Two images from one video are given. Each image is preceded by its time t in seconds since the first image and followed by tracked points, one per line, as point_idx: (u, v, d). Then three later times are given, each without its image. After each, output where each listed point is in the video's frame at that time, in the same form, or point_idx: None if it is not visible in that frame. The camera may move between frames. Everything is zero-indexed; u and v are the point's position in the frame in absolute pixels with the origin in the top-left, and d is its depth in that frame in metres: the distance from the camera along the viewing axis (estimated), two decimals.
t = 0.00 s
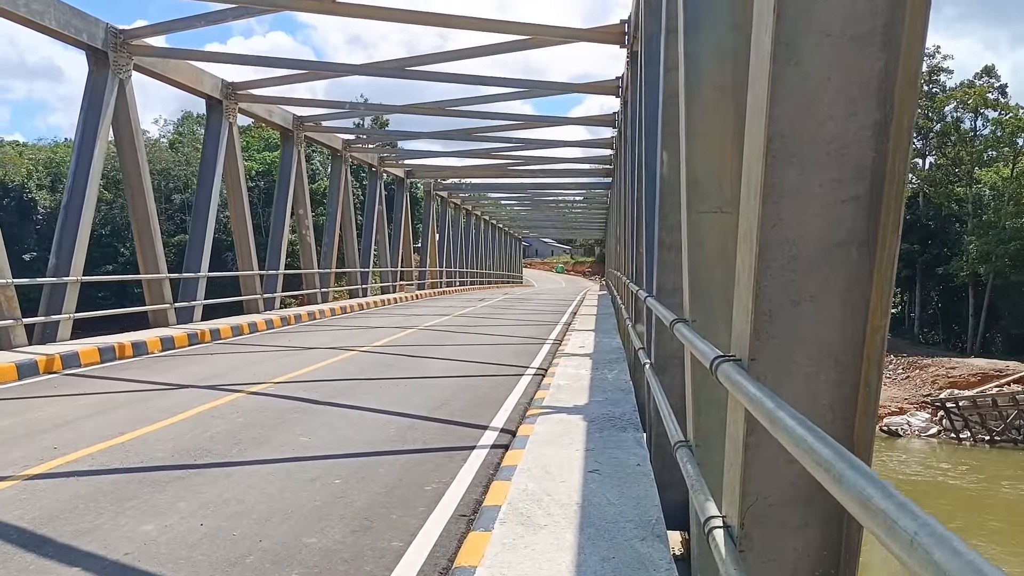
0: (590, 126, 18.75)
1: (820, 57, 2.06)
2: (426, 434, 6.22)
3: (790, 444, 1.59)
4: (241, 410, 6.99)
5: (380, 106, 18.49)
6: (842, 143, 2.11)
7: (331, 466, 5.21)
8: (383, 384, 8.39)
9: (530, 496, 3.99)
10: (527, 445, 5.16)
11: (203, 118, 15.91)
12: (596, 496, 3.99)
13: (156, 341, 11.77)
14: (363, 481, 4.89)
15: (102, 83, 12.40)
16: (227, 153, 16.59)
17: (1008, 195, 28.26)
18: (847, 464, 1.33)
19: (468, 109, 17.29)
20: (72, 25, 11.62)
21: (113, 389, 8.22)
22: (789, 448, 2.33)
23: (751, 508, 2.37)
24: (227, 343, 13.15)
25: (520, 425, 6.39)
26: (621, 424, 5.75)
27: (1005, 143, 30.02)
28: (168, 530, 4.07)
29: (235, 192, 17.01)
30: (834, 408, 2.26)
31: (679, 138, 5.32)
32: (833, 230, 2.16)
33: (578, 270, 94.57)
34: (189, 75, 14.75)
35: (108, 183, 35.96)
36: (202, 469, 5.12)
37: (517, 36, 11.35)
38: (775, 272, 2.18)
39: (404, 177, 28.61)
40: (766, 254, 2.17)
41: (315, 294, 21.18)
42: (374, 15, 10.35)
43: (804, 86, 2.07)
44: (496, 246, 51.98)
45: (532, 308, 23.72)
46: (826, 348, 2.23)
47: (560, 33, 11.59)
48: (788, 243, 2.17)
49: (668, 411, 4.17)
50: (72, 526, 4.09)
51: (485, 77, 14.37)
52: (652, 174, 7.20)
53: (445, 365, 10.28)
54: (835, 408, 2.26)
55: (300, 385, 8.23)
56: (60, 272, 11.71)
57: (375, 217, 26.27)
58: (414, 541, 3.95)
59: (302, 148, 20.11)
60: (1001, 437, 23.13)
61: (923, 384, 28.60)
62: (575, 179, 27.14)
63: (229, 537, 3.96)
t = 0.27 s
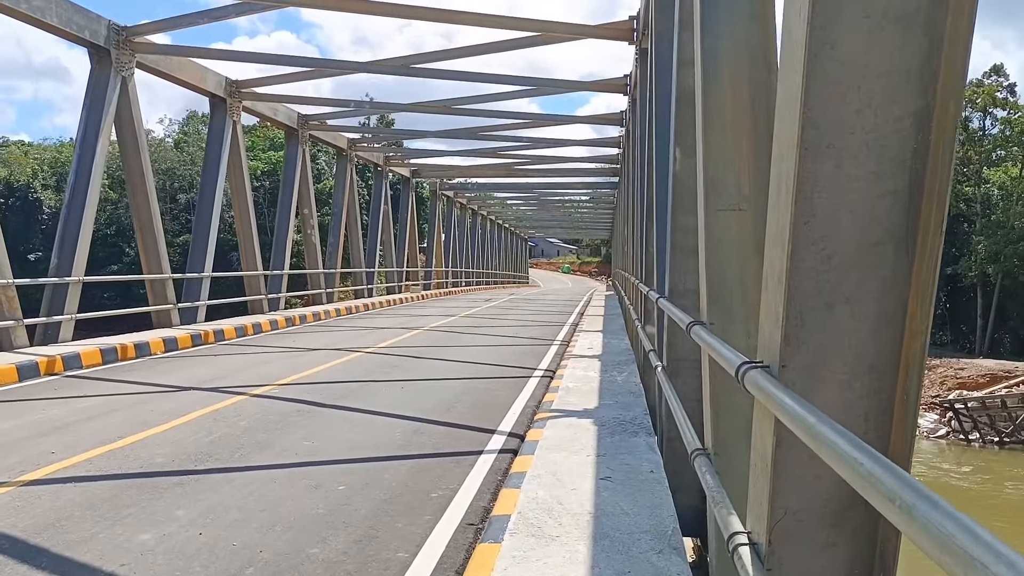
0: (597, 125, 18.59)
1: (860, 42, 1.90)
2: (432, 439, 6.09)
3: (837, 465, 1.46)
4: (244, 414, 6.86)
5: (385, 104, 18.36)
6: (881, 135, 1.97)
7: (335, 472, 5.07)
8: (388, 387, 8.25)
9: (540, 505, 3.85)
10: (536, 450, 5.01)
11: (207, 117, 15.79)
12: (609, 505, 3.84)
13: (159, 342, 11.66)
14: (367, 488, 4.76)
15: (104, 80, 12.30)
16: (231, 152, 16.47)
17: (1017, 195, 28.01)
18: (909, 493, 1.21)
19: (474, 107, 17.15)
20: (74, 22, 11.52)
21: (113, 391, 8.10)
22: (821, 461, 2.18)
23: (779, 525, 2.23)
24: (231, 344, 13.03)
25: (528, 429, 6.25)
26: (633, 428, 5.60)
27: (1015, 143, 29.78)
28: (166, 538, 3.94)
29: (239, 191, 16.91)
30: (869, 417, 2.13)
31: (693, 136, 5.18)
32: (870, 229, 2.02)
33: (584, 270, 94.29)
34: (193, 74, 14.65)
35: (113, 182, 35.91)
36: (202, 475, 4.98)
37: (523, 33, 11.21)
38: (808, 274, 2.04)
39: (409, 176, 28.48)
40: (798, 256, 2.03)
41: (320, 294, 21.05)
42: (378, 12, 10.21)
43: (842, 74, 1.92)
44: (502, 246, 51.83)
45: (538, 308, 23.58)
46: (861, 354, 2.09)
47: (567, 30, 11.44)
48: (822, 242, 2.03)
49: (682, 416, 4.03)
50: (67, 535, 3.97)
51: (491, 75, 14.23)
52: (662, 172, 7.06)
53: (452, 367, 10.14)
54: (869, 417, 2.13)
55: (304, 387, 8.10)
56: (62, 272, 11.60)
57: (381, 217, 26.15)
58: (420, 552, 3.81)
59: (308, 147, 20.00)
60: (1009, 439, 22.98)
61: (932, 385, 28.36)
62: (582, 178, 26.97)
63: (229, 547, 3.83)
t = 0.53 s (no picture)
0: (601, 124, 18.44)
1: (893, 34, 1.76)
2: (436, 445, 5.95)
3: (875, 496, 1.30)
4: (243, 419, 6.73)
5: (388, 103, 18.24)
6: (917, 133, 1.82)
7: (336, 481, 4.94)
8: (391, 390, 8.12)
9: (548, 517, 3.72)
10: (542, 458, 4.88)
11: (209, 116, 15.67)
12: (619, 517, 3.70)
13: (159, 344, 11.54)
14: (368, 498, 4.63)
15: (104, 79, 12.19)
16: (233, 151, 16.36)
17: None
18: (964, 535, 1.05)
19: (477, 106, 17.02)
20: (73, 20, 11.41)
21: (111, 395, 7.99)
22: (852, 481, 2.02)
23: (803, 547, 2.08)
24: (232, 345, 12.92)
25: (534, 434, 6.11)
26: (642, 434, 5.46)
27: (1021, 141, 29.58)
28: (160, 552, 3.81)
29: (241, 191, 16.81)
30: (901, 435, 1.98)
31: (704, 134, 5.06)
32: (903, 235, 1.87)
33: (588, 269, 94.00)
34: (194, 73, 14.54)
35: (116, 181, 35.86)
36: (199, 484, 4.86)
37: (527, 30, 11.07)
38: (837, 283, 1.89)
39: (412, 176, 28.36)
40: (825, 263, 1.88)
41: (322, 294, 20.91)
42: (380, 9, 10.07)
43: (876, 68, 1.77)
44: (506, 245, 51.72)
45: (542, 308, 23.45)
46: (893, 368, 1.94)
47: (573, 28, 11.30)
48: (851, 249, 1.88)
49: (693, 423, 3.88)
50: (57, 549, 3.84)
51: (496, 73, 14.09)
52: (671, 171, 6.93)
53: (455, 369, 10.01)
54: (901, 435, 1.98)
55: (305, 391, 7.97)
56: (60, 273, 11.50)
57: (384, 216, 26.05)
58: (424, 567, 3.67)
59: (310, 146, 19.88)
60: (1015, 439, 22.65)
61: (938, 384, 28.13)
62: (586, 177, 26.82)
63: (225, 561, 3.70)
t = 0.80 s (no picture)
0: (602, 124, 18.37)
1: (915, 26, 1.69)
2: (436, 448, 5.88)
3: (903, 511, 1.22)
4: (241, 421, 6.66)
5: (388, 102, 18.16)
6: (939, 129, 1.75)
7: (334, 485, 4.86)
8: (390, 392, 8.04)
9: (550, 524, 3.64)
10: (544, 461, 4.81)
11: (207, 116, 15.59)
12: (622, 523, 3.63)
13: (157, 345, 11.47)
14: (367, 503, 4.55)
15: (101, 79, 12.11)
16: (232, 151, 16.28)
17: None
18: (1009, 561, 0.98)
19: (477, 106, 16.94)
20: (71, 19, 11.33)
21: (108, 397, 7.91)
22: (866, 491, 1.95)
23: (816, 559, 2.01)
24: (230, 346, 12.84)
25: (535, 437, 6.04)
26: (644, 437, 5.39)
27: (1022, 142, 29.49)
28: (154, 559, 3.73)
29: (240, 191, 16.73)
30: (920, 442, 1.91)
31: (708, 134, 5.00)
32: (923, 235, 1.80)
33: (587, 269, 93.94)
34: (193, 72, 14.46)
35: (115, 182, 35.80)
36: (194, 489, 4.78)
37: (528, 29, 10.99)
38: (855, 285, 1.82)
39: (412, 176, 28.27)
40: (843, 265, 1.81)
41: (321, 295, 20.83)
42: (380, 8, 9.99)
43: (897, 62, 1.71)
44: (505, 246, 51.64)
45: (542, 309, 23.37)
46: (912, 373, 1.87)
47: (574, 28, 11.23)
48: (870, 250, 1.81)
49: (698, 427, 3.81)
50: (49, 555, 3.76)
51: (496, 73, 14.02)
52: (673, 172, 6.86)
53: (455, 370, 9.93)
54: (918, 442, 1.91)
55: (303, 393, 7.90)
56: (57, 273, 11.42)
57: (383, 216, 25.98)
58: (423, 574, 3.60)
59: (309, 146, 19.80)
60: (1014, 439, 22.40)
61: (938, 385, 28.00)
62: (586, 178, 26.74)
63: (220, 568, 3.62)
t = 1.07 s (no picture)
0: (599, 122, 18.24)
1: None
2: (428, 449, 5.75)
3: (926, 526, 1.10)
4: (230, 422, 6.53)
5: (384, 100, 18.02)
6: (956, 107, 1.63)
7: (323, 488, 4.74)
8: (383, 392, 7.91)
9: (543, 529, 3.51)
10: (537, 463, 4.69)
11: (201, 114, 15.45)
12: (616, 528, 3.51)
13: (148, 344, 11.33)
14: (355, 507, 4.42)
15: (92, 75, 11.96)
16: (225, 150, 16.13)
17: None
18: None
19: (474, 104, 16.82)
20: (61, 15, 11.18)
21: (95, 397, 7.77)
22: (875, 496, 1.82)
23: (822, 568, 1.90)
24: (223, 346, 12.70)
25: (529, 438, 5.91)
26: (641, 438, 5.26)
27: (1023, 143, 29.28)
28: (133, 564, 3.61)
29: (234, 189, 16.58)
30: (932, 444, 1.80)
31: (706, 127, 4.87)
32: (939, 221, 1.68)
33: (585, 269, 93.87)
34: (186, 69, 14.31)
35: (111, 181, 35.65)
36: (178, 491, 4.65)
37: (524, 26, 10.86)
38: (865, 276, 1.71)
39: (409, 175, 28.13)
40: (852, 254, 1.70)
41: (317, 294, 20.68)
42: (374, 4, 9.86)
43: (911, 35, 1.59)
44: (503, 246, 51.47)
45: (539, 309, 23.24)
46: (925, 369, 1.75)
47: (571, 24, 11.09)
48: (880, 239, 1.69)
49: (697, 427, 3.69)
50: (24, 561, 3.63)
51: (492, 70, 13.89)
52: (671, 168, 6.73)
53: (450, 370, 9.80)
54: (932, 444, 1.79)
55: (294, 392, 7.76)
56: (47, 272, 11.27)
57: (380, 215, 25.85)
58: None
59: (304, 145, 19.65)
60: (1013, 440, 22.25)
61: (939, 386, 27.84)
62: (583, 177, 26.60)
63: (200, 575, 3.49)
